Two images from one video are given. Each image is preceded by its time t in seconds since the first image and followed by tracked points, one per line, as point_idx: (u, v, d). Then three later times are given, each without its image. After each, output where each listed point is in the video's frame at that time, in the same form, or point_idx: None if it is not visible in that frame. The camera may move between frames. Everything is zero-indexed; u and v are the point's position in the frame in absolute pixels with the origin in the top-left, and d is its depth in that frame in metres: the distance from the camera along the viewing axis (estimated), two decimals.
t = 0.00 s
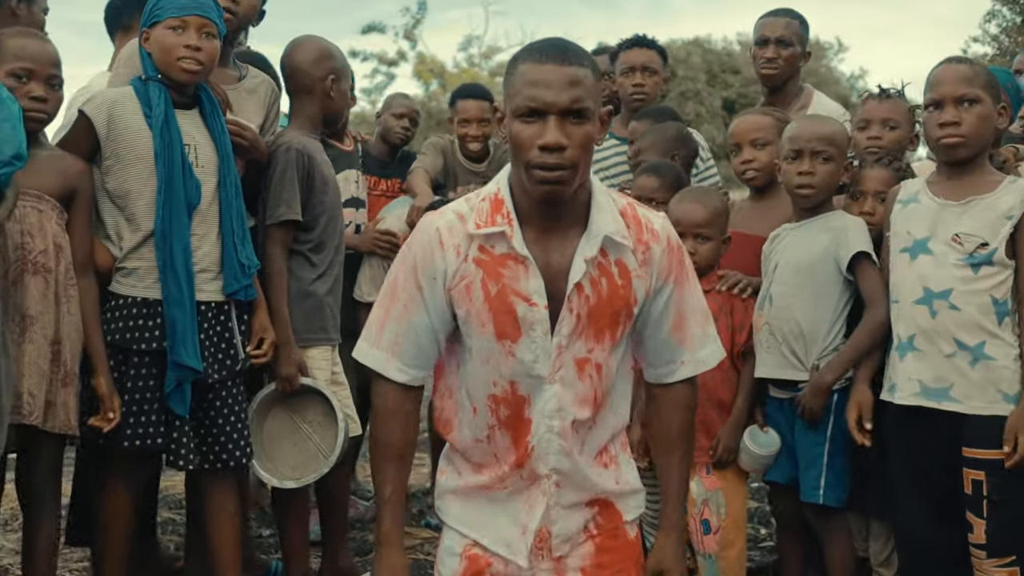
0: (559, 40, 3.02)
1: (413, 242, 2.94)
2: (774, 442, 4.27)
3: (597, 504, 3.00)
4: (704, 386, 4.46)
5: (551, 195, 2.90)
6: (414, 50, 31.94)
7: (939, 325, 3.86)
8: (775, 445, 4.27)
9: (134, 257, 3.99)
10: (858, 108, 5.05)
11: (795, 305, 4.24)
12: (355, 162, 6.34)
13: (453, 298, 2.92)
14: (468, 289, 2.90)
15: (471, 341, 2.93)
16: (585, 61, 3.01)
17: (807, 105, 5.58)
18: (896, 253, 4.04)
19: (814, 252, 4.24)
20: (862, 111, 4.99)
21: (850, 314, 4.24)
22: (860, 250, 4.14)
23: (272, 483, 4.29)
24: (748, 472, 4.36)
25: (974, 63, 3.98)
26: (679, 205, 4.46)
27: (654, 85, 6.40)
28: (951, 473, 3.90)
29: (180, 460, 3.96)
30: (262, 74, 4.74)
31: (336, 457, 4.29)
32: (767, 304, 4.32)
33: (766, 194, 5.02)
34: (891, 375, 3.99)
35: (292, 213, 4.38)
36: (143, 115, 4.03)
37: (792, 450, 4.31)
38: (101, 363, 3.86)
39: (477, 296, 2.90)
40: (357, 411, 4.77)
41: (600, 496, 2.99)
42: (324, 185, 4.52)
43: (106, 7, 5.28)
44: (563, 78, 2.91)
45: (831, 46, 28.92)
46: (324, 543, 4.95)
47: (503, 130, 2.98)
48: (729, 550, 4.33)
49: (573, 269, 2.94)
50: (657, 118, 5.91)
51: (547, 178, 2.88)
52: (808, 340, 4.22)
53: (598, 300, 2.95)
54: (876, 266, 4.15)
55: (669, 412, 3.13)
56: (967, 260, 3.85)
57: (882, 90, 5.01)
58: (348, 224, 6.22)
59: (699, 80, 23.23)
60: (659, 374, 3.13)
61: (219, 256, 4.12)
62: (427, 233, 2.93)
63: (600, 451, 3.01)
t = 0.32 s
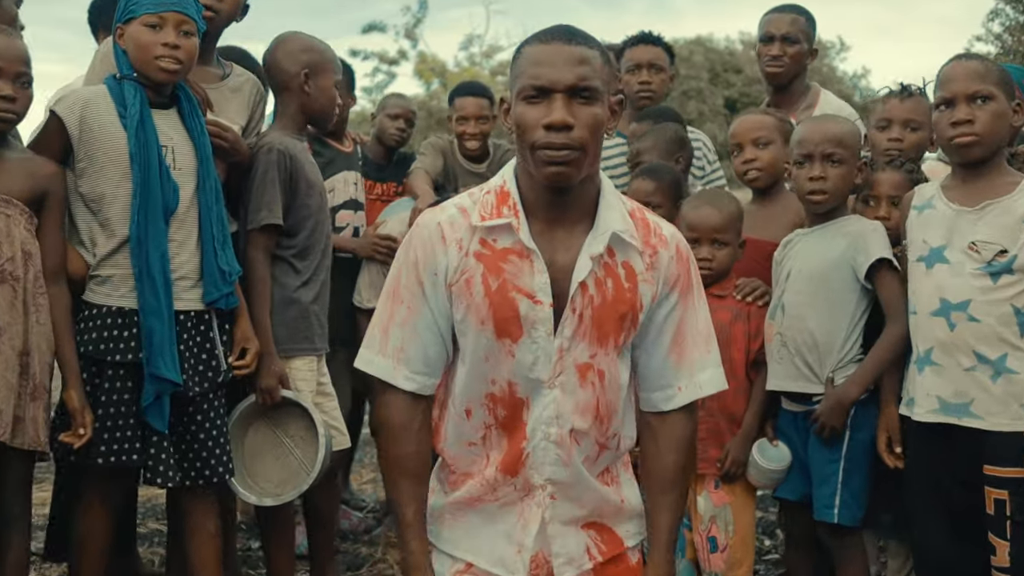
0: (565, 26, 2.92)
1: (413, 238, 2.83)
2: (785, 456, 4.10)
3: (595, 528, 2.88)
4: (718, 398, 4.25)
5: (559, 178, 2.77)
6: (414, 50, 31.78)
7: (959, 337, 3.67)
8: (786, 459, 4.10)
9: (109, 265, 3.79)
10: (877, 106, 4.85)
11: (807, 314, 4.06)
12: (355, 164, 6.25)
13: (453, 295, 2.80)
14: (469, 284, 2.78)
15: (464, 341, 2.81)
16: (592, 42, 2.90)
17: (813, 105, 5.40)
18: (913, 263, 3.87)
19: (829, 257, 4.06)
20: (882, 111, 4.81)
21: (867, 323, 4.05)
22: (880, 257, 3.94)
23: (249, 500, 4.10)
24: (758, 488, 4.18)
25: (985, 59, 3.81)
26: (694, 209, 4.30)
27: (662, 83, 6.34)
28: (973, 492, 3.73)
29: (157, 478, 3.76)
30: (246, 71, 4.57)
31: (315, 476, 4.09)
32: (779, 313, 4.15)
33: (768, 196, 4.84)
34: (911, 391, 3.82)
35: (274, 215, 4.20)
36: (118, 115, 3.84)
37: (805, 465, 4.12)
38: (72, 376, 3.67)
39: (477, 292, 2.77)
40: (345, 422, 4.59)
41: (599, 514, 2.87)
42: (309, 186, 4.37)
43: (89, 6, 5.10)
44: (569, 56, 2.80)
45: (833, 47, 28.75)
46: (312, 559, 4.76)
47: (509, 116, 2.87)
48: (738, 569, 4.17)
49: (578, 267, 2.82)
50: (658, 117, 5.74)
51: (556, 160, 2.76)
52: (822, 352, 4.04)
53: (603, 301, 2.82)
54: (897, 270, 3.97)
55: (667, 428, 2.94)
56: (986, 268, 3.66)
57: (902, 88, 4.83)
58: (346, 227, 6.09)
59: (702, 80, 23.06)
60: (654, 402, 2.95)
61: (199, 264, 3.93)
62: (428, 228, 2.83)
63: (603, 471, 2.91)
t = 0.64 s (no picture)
0: (567, 18, 2.72)
1: (404, 248, 2.62)
2: (807, 477, 3.88)
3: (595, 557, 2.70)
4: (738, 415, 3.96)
5: (553, 175, 2.56)
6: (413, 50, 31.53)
7: (988, 353, 3.47)
8: (809, 478, 3.88)
9: (79, 275, 3.55)
10: (900, 107, 4.63)
11: (830, 326, 3.84)
12: (352, 165, 6.01)
13: (448, 308, 2.58)
14: (464, 296, 2.57)
15: (458, 358, 2.60)
16: (594, 37, 2.70)
17: (828, 104, 5.14)
18: (940, 272, 3.66)
19: (854, 266, 3.84)
20: (907, 110, 4.57)
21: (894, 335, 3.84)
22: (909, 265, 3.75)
23: (232, 519, 3.84)
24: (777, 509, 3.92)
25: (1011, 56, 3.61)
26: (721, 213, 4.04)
27: (674, 80, 6.14)
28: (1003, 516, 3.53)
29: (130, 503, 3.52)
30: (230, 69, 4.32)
31: (303, 491, 3.84)
32: (801, 325, 3.91)
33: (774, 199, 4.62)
34: (938, 407, 3.62)
35: (255, 218, 3.98)
36: (88, 115, 3.60)
37: (826, 484, 3.90)
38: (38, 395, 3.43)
39: (471, 305, 2.57)
40: (335, 439, 4.36)
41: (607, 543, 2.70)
42: (292, 188, 4.16)
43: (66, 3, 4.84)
44: (568, 47, 2.61)
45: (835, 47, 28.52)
46: None
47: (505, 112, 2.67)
48: None
49: (576, 278, 2.60)
50: (664, 117, 5.50)
51: (552, 155, 2.55)
52: (847, 367, 3.81)
53: (603, 314, 2.60)
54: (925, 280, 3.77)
55: (680, 453, 2.70)
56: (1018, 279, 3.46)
57: (929, 87, 4.58)
58: (342, 230, 5.84)
59: (705, 79, 22.80)
60: (655, 430, 2.69)
61: (176, 274, 3.70)
62: (422, 237, 2.61)
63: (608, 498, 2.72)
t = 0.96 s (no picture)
0: (569, 12, 2.50)
1: (389, 268, 2.38)
2: (831, 507, 3.69)
3: None
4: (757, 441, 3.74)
5: (548, 179, 2.33)
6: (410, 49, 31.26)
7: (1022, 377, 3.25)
8: (834, 509, 3.68)
9: (50, 291, 3.31)
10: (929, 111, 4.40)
11: (867, 345, 3.59)
12: (349, 168, 5.79)
13: (438, 332, 2.35)
14: (455, 319, 2.33)
15: (451, 389, 2.36)
16: (598, 32, 2.48)
17: (848, 106, 4.91)
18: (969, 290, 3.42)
19: (891, 280, 3.59)
20: (937, 115, 4.35)
21: (933, 357, 3.59)
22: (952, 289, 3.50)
23: (211, 550, 3.64)
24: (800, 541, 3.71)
25: None
26: (748, 215, 3.88)
27: (682, 81, 5.90)
28: None
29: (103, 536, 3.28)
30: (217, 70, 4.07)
31: (286, 523, 3.62)
32: (831, 344, 3.67)
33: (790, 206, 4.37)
34: (962, 436, 3.37)
35: (241, 228, 3.75)
36: (61, 120, 3.36)
37: (856, 516, 3.67)
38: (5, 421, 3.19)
39: (464, 326, 2.33)
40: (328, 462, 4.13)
41: None
42: (280, 195, 3.92)
43: None
44: (569, 40, 2.38)
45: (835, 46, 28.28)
46: None
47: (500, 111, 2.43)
48: None
49: (580, 294, 2.37)
50: (671, 119, 5.27)
51: (548, 157, 2.32)
52: (886, 389, 3.57)
53: (611, 334, 2.37)
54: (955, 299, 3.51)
55: (702, 485, 2.47)
56: None
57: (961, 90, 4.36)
58: (341, 236, 5.59)
59: (705, 79, 22.55)
60: (675, 457, 2.47)
61: (156, 289, 3.46)
62: (407, 255, 2.37)
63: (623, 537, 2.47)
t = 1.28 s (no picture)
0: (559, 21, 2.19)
1: (355, 315, 2.09)
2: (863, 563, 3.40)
3: None
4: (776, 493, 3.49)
5: (536, 214, 2.03)
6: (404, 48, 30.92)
7: None
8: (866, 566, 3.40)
9: None
10: (960, 128, 4.11)
11: (906, 389, 3.31)
12: (339, 180, 5.46)
13: (411, 387, 2.04)
14: (432, 371, 2.03)
15: (430, 449, 2.05)
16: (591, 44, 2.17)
17: (870, 118, 4.63)
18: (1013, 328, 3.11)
19: (935, 316, 3.31)
20: (969, 133, 4.05)
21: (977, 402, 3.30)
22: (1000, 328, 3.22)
23: None
24: None
25: None
26: (766, 241, 3.63)
27: (683, 88, 5.60)
28: None
29: None
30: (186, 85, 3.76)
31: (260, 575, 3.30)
32: (865, 385, 3.40)
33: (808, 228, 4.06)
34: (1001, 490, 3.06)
35: (208, 257, 3.46)
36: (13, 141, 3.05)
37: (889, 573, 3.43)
38: None
39: (441, 380, 2.02)
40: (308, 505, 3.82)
41: None
42: (254, 218, 3.63)
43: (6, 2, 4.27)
44: (559, 53, 2.07)
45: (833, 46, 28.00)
46: None
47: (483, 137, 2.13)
48: None
49: (576, 337, 2.06)
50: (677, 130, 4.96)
51: (535, 191, 2.02)
52: (925, 435, 3.29)
53: (611, 385, 2.05)
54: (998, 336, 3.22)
55: (717, 544, 2.16)
56: None
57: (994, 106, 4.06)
58: (330, 251, 5.26)
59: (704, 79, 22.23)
60: (686, 511, 2.16)
61: (118, 326, 3.16)
62: (377, 298, 2.07)
63: None
